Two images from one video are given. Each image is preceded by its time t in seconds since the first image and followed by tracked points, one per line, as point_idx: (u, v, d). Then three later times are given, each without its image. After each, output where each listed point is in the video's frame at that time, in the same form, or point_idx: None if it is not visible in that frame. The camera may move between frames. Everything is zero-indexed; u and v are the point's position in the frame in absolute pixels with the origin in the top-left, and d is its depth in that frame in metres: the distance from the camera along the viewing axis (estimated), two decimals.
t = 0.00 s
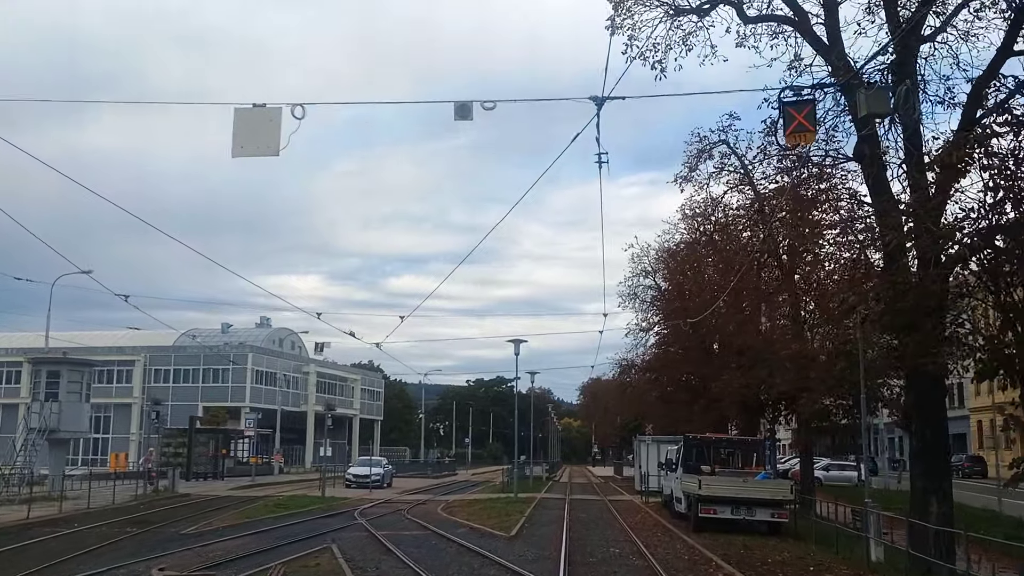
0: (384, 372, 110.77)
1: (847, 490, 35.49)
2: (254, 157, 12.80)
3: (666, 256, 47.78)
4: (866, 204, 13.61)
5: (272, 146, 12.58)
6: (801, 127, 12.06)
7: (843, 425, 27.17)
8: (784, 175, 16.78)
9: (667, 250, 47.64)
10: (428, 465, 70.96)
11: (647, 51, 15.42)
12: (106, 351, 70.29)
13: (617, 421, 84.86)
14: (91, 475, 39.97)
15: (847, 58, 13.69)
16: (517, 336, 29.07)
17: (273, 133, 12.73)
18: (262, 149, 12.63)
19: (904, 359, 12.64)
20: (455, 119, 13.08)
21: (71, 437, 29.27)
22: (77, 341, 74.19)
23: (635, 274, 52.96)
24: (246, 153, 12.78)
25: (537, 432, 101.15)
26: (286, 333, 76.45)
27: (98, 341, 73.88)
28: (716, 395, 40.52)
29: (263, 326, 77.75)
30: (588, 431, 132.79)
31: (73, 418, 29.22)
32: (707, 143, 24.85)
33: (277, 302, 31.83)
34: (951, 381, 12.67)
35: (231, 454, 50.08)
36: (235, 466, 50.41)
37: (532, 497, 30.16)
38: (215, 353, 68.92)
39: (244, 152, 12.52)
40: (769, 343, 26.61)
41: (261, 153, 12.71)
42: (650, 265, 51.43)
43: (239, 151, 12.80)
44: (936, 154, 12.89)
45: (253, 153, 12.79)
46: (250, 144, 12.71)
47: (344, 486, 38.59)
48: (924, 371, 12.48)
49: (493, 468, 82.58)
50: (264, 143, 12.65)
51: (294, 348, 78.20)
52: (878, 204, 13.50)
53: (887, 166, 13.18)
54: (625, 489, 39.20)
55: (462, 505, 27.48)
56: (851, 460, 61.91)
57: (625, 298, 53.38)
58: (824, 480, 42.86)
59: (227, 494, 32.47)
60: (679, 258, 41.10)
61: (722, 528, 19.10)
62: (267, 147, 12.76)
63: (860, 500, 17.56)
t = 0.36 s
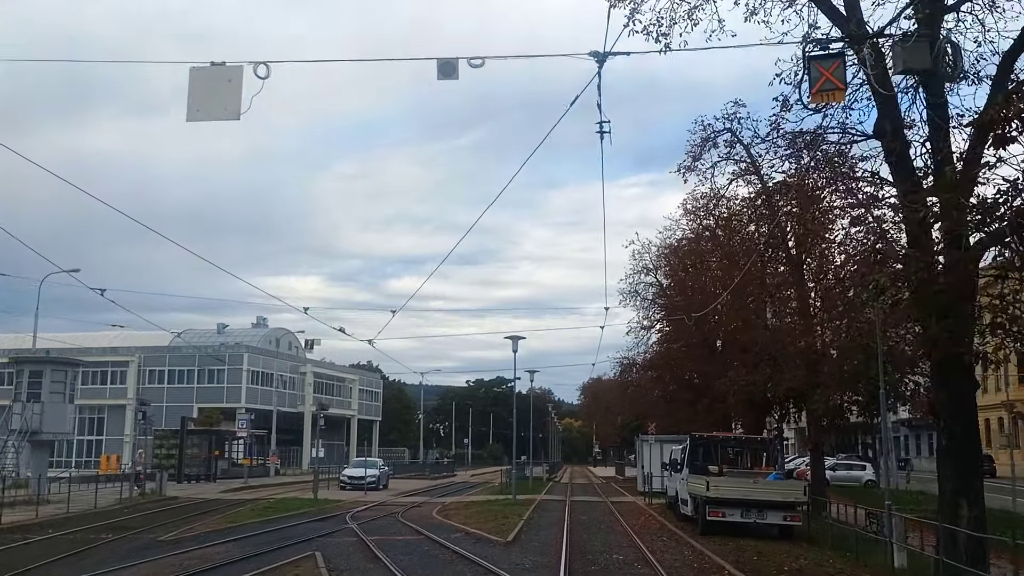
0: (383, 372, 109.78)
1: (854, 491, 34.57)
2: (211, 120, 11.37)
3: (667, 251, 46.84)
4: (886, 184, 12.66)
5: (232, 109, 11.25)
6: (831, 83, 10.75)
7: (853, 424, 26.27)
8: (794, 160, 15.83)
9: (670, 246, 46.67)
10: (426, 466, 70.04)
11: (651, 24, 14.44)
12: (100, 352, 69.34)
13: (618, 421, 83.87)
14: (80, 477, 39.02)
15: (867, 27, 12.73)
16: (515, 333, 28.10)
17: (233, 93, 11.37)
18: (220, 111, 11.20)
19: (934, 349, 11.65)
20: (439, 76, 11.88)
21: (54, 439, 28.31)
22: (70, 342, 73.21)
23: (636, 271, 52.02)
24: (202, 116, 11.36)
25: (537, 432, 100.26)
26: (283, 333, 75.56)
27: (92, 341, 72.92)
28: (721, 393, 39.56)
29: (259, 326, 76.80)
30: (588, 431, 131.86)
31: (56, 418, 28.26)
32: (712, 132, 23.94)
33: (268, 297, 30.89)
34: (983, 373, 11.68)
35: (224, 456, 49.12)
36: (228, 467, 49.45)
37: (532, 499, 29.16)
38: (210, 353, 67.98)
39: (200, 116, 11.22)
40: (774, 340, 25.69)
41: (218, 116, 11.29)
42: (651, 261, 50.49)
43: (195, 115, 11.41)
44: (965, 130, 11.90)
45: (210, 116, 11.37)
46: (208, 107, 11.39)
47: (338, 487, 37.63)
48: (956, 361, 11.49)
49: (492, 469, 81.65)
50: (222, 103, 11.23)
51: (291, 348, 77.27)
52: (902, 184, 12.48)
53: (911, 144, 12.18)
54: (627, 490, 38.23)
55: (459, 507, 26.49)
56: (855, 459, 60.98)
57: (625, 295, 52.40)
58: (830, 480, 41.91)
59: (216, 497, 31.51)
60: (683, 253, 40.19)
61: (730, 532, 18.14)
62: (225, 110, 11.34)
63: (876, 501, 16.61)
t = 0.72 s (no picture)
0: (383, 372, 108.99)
1: (862, 492, 33.75)
2: (165, 78, 10.25)
3: (672, 248, 46.02)
4: (911, 163, 11.80)
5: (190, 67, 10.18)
6: (867, 32, 9.83)
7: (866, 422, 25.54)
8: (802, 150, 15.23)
9: (673, 243, 45.88)
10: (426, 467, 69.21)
11: None
12: (95, 353, 68.55)
13: (620, 422, 83.13)
14: (71, 479, 38.27)
15: None
16: (514, 329, 27.30)
17: (190, 48, 10.22)
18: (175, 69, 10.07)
19: (968, 337, 10.78)
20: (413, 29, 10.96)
21: (40, 440, 27.52)
22: (66, 342, 72.47)
23: (638, 268, 51.22)
24: (157, 74, 10.19)
25: (538, 433, 99.49)
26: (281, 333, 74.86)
27: (87, 342, 72.11)
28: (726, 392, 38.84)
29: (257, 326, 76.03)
30: (590, 432, 131.04)
31: (42, 419, 27.46)
32: (719, 121, 23.21)
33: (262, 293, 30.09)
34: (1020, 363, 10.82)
35: (219, 457, 48.29)
36: (224, 470, 48.61)
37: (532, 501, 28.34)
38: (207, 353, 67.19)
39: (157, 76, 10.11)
40: (783, 338, 24.95)
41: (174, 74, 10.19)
42: (653, 258, 49.69)
43: (147, 73, 10.22)
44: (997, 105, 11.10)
45: (165, 73, 10.22)
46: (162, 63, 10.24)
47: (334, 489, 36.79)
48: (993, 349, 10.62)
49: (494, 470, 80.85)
50: (178, 60, 10.10)
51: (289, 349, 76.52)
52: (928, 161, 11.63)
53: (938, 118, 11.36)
54: (631, 491, 37.36)
55: (457, 510, 25.67)
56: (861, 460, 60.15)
57: (628, 293, 51.57)
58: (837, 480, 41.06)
59: (208, 499, 30.73)
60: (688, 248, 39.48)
61: (740, 536, 17.27)
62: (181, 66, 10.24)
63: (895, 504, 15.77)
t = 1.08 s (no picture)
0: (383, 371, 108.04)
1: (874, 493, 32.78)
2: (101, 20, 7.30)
3: (676, 243, 45.06)
4: (938, 138, 10.78)
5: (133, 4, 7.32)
6: None
7: (881, 418, 24.75)
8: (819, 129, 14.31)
9: (677, 237, 44.88)
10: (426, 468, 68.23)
11: None
12: (90, 351, 67.64)
13: (622, 421, 82.21)
14: (60, 479, 37.35)
15: None
16: (514, 324, 26.29)
17: None
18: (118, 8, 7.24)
19: (1008, 330, 9.82)
20: None
21: (22, 439, 26.57)
22: (61, 340, 71.56)
23: (642, 263, 50.24)
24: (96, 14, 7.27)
25: (540, 432, 98.54)
26: (279, 331, 73.95)
27: (82, 340, 71.17)
28: (732, 388, 37.90)
29: (255, 323, 75.14)
30: (591, 431, 130.14)
31: (24, 418, 26.51)
32: (727, 106, 22.30)
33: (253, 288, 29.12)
34: None
35: (214, 457, 47.36)
36: (218, 470, 47.70)
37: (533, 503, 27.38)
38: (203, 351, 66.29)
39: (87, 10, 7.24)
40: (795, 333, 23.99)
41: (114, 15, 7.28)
42: (656, 253, 48.75)
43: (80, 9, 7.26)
44: None
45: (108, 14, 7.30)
46: None
47: (330, 490, 35.83)
48: None
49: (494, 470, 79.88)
50: None
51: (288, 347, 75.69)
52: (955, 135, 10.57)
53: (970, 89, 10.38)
54: (634, 492, 36.39)
55: (453, 512, 24.69)
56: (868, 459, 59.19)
57: (631, 289, 50.58)
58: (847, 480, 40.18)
59: (198, 500, 29.80)
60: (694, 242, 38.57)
61: (751, 540, 16.31)
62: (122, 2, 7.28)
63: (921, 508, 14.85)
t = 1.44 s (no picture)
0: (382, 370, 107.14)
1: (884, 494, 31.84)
2: None
3: (679, 239, 44.15)
4: (975, 109, 9.86)
5: None
6: None
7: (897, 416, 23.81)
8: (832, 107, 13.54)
9: (681, 234, 43.98)
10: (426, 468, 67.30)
11: None
12: (84, 349, 66.74)
13: (624, 421, 81.32)
14: (49, 479, 36.48)
15: None
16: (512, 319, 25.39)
17: None
18: None
19: None
20: None
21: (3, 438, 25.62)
22: (55, 339, 70.69)
23: (644, 260, 49.31)
24: None
25: (541, 432, 97.59)
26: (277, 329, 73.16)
27: (76, 339, 70.27)
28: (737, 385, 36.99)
29: (252, 322, 74.29)
30: (592, 431, 129.25)
31: (5, 416, 25.58)
32: (734, 92, 21.42)
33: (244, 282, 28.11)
34: None
35: (208, 457, 46.41)
36: (212, 470, 46.76)
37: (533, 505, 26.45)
38: (199, 349, 65.39)
39: None
40: (805, 328, 23.08)
41: None
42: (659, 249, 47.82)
43: None
44: None
45: None
46: None
47: (324, 491, 34.89)
48: None
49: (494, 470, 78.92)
50: None
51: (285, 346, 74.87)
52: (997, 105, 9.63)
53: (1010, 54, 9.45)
54: (637, 492, 35.47)
55: (450, 514, 23.74)
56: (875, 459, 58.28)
57: (632, 286, 49.65)
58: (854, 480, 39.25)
59: (188, 502, 28.91)
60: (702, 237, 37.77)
61: (764, 545, 15.37)
62: None
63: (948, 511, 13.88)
